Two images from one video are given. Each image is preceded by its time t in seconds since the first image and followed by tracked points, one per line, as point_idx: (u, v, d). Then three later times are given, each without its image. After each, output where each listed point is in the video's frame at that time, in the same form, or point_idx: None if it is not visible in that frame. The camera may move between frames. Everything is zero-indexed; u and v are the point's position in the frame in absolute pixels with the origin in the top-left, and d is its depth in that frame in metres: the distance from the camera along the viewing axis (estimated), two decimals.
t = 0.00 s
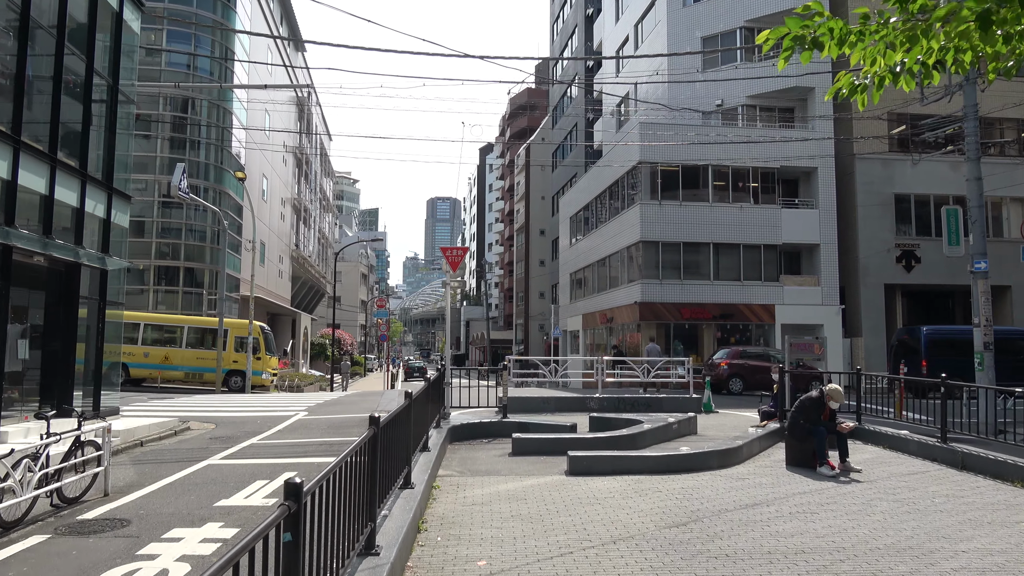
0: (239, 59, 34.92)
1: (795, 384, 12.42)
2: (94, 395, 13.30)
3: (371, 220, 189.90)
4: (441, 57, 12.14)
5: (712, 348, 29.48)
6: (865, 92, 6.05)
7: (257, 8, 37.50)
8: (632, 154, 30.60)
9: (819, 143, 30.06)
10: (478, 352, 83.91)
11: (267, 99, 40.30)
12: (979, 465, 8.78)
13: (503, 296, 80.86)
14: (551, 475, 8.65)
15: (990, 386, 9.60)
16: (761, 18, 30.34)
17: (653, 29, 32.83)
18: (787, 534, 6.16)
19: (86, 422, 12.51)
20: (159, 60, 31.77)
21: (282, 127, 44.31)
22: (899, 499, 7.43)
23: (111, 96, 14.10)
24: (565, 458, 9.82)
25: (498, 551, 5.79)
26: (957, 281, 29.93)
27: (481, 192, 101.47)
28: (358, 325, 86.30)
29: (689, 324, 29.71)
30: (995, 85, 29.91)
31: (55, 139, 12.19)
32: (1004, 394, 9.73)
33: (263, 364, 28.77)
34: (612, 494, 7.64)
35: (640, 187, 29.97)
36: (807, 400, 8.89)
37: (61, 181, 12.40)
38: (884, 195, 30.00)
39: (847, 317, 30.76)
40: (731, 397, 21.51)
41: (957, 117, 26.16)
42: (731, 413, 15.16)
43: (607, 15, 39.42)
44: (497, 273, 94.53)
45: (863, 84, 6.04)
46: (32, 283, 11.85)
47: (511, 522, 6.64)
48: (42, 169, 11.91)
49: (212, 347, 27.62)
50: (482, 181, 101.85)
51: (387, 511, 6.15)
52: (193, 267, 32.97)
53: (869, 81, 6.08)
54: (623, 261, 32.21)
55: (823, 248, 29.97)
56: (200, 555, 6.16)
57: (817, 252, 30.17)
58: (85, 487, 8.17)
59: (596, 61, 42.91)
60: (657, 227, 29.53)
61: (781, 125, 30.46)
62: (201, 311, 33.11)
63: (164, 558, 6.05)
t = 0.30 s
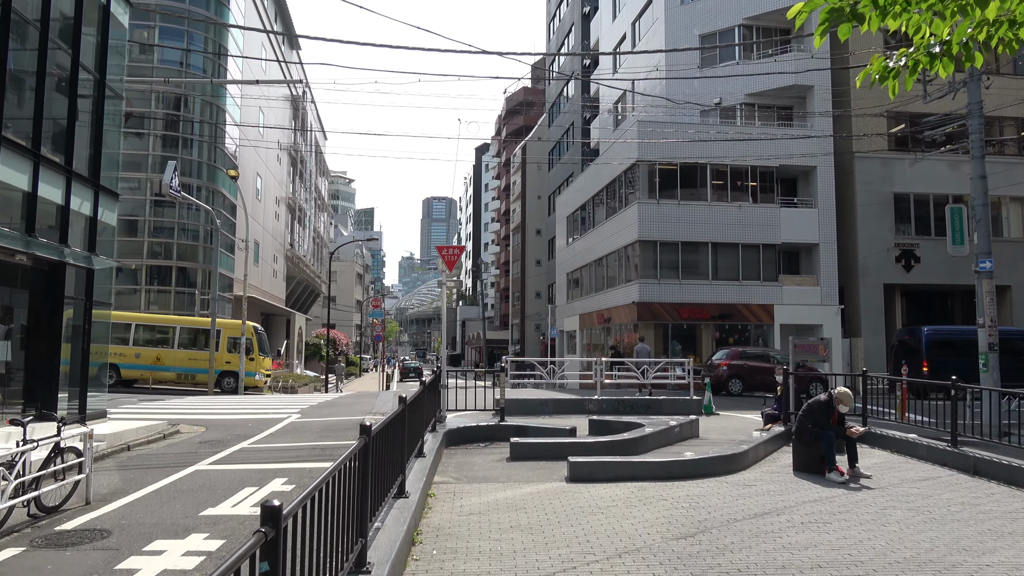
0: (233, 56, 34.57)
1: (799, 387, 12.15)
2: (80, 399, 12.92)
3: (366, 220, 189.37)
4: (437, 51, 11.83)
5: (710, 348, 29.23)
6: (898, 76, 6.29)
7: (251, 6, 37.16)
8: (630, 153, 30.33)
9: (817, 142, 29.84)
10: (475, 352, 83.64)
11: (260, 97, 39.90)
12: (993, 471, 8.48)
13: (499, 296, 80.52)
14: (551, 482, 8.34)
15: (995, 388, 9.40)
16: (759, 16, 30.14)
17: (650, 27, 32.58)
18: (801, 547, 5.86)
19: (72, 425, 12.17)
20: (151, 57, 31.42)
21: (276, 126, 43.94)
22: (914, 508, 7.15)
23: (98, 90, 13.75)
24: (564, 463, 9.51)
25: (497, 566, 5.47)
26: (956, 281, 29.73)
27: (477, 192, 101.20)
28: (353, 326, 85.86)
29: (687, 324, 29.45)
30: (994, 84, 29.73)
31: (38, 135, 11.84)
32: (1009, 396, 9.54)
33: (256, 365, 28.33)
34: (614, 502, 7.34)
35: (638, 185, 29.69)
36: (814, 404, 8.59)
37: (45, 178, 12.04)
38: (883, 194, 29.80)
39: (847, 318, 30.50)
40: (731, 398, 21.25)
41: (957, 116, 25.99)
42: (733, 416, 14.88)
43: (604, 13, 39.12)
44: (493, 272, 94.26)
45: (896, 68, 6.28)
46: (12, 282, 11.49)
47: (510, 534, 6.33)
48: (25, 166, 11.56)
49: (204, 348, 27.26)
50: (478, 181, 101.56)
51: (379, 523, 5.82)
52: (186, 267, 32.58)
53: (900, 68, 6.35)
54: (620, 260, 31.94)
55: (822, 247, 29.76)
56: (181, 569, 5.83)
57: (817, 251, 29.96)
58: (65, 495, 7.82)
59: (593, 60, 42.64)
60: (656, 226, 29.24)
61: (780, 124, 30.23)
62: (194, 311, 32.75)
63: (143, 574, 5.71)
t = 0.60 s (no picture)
0: (227, 52, 34.21)
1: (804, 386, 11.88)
2: (65, 398, 12.57)
3: (362, 220, 188.87)
4: (433, 42, 11.52)
5: (708, 348, 28.99)
6: (940, 45, 6.10)
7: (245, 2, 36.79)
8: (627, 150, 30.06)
9: (816, 140, 29.61)
10: (471, 352, 83.31)
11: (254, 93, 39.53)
12: (1006, 473, 8.21)
13: (495, 295, 80.20)
14: (550, 485, 8.04)
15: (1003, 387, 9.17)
16: (757, 12, 29.92)
17: (648, 23, 32.31)
18: (816, 554, 5.58)
19: (57, 427, 11.82)
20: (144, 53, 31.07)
21: (270, 123, 43.59)
22: (929, 512, 6.87)
23: (84, 82, 13.43)
24: (564, 465, 9.20)
25: None
26: (956, 280, 29.52)
27: (474, 190, 100.89)
28: (349, 325, 85.42)
29: (685, 323, 29.20)
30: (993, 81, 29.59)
31: (21, 127, 11.51)
32: (1018, 395, 9.30)
33: (249, 364, 27.96)
34: (617, 507, 7.04)
35: (636, 183, 29.41)
36: (822, 404, 8.33)
37: (29, 171, 11.70)
38: (882, 192, 29.59)
39: (846, 317, 30.24)
40: (730, 398, 20.98)
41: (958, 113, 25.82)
42: (734, 416, 14.61)
43: (601, 10, 38.86)
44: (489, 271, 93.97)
45: (939, 36, 6.08)
46: None
47: (509, 541, 6.02)
48: (8, 158, 11.21)
49: (197, 347, 26.89)
50: (474, 180, 101.25)
51: (371, 531, 5.52)
52: (178, 265, 32.19)
53: (944, 37, 6.12)
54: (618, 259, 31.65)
55: (821, 245, 29.54)
56: None
57: (816, 249, 29.75)
58: (45, 499, 7.50)
59: (589, 57, 42.37)
60: (654, 224, 28.97)
61: (779, 121, 30.01)
62: (188, 310, 32.37)
63: None
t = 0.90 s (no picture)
0: (221, 50, 33.85)
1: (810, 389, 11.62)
2: (53, 401, 12.24)
3: (358, 219, 188.52)
4: (430, 37, 11.25)
5: (708, 348, 28.73)
6: (985, 19, 5.79)
7: None
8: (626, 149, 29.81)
9: (817, 138, 29.37)
10: (468, 352, 82.97)
11: (250, 91, 39.19)
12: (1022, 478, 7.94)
13: (493, 295, 79.86)
14: (552, 493, 7.75)
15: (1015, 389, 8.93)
16: (756, 10, 29.69)
17: (646, 21, 32.06)
18: (834, 568, 5.30)
19: (44, 431, 11.51)
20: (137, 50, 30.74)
21: (266, 121, 43.23)
22: (947, 521, 6.61)
23: (72, 78, 13.10)
24: (566, 471, 8.92)
25: None
26: (956, 279, 29.31)
27: (471, 190, 100.58)
28: (345, 325, 85.02)
29: (685, 323, 28.95)
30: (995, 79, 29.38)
31: (5, 123, 11.17)
32: None
33: (244, 365, 27.62)
34: (623, 516, 6.76)
35: (635, 182, 29.13)
36: (833, 407, 8.06)
37: (13, 167, 11.36)
38: (883, 191, 29.36)
39: (846, 317, 30.00)
40: (731, 399, 20.72)
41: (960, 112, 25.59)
42: (737, 418, 14.35)
43: (599, 8, 38.62)
44: (487, 271, 93.67)
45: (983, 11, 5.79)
46: None
47: (510, 554, 5.71)
48: None
49: (191, 348, 26.60)
50: (471, 179, 100.94)
51: (365, 545, 5.20)
52: (172, 265, 31.82)
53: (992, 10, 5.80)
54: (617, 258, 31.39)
55: (822, 245, 29.28)
56: None
57: (816, 249, 29.51)
58: (25, 509, 7.18)
59: (587, 56, 42.13)
60: (653, 223, 28.71)
61: (779, 119, 29.75)
62: (182, 310, 32.04)
63: None
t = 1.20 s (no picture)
0: (218, 46, 33.51)
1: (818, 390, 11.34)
2: (41, 401, 11.93)
3: (356, 219, 188.06)
4: (428, 29, 10.97)
5: (709, 348, 28.46)
6: None
7: None
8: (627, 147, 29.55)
9: (819, 136, 29.12)
10: (466, 352, 82.60)
11: (246, 88, 38.86)
12: None
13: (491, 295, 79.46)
14: (556, 498, 7.46)
15: None
16: (758, 7, 29.43)
17: (647, 18, 31.78)
18: None
19: (31, 432, 11.19)
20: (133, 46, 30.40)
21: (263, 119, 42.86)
22: (969, 529, 6.32)
23: (62, 70, 12.79)
24: (569, 474, 8.63)
25: None
26: (959, 279, 29.04)
27: (470, 190, 100.28)
28: (343, 325, 84.62)
29: (686, 323, 28.68)
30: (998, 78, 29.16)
31: None
32: None
33: (240, 364, 27.27)
34: (631, 523, 6.47)
35: (636, 181, 28.87)
36: (847, 409, 7.77)
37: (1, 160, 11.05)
38: (885, 190, 29.12)
39: (849, 317, 29.73)
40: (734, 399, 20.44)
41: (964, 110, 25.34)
42: (742, 420, 14.06)
43: (599, 6, 38.34)
44: (485, 271, 93.34)
45: None
46: None
47: (513, 564, 5.42)
48: None
49: (186, 347, 26.28)
50: (470, 178, 100.65)
51: (361, 555, 4.92)
52: (168, 263, 31.49)
53: None
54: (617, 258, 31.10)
55: (824, 244, 29.02)
56: None
57: (818, 248, 29.25)
58: (7, 514, 6.88)
59: (587, 54, 41.84)
60: (654, 222, 28.44)
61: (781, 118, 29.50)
62: (178, 308, 31.70)
63: None
